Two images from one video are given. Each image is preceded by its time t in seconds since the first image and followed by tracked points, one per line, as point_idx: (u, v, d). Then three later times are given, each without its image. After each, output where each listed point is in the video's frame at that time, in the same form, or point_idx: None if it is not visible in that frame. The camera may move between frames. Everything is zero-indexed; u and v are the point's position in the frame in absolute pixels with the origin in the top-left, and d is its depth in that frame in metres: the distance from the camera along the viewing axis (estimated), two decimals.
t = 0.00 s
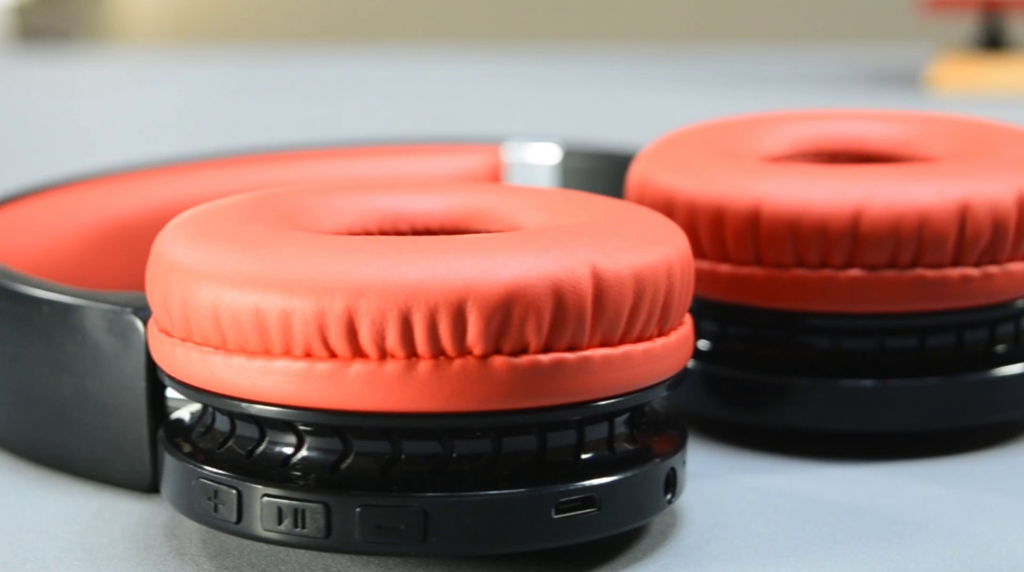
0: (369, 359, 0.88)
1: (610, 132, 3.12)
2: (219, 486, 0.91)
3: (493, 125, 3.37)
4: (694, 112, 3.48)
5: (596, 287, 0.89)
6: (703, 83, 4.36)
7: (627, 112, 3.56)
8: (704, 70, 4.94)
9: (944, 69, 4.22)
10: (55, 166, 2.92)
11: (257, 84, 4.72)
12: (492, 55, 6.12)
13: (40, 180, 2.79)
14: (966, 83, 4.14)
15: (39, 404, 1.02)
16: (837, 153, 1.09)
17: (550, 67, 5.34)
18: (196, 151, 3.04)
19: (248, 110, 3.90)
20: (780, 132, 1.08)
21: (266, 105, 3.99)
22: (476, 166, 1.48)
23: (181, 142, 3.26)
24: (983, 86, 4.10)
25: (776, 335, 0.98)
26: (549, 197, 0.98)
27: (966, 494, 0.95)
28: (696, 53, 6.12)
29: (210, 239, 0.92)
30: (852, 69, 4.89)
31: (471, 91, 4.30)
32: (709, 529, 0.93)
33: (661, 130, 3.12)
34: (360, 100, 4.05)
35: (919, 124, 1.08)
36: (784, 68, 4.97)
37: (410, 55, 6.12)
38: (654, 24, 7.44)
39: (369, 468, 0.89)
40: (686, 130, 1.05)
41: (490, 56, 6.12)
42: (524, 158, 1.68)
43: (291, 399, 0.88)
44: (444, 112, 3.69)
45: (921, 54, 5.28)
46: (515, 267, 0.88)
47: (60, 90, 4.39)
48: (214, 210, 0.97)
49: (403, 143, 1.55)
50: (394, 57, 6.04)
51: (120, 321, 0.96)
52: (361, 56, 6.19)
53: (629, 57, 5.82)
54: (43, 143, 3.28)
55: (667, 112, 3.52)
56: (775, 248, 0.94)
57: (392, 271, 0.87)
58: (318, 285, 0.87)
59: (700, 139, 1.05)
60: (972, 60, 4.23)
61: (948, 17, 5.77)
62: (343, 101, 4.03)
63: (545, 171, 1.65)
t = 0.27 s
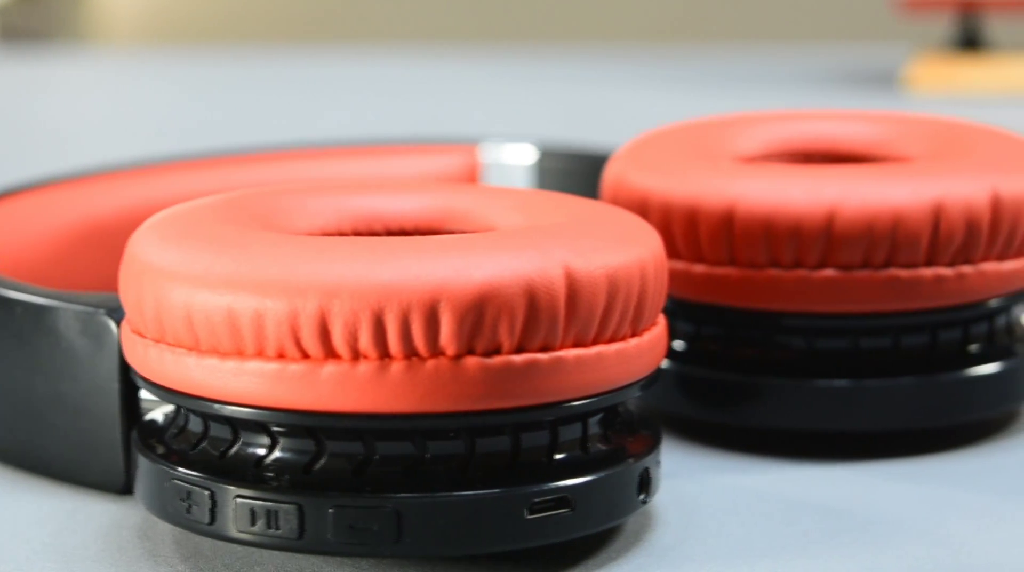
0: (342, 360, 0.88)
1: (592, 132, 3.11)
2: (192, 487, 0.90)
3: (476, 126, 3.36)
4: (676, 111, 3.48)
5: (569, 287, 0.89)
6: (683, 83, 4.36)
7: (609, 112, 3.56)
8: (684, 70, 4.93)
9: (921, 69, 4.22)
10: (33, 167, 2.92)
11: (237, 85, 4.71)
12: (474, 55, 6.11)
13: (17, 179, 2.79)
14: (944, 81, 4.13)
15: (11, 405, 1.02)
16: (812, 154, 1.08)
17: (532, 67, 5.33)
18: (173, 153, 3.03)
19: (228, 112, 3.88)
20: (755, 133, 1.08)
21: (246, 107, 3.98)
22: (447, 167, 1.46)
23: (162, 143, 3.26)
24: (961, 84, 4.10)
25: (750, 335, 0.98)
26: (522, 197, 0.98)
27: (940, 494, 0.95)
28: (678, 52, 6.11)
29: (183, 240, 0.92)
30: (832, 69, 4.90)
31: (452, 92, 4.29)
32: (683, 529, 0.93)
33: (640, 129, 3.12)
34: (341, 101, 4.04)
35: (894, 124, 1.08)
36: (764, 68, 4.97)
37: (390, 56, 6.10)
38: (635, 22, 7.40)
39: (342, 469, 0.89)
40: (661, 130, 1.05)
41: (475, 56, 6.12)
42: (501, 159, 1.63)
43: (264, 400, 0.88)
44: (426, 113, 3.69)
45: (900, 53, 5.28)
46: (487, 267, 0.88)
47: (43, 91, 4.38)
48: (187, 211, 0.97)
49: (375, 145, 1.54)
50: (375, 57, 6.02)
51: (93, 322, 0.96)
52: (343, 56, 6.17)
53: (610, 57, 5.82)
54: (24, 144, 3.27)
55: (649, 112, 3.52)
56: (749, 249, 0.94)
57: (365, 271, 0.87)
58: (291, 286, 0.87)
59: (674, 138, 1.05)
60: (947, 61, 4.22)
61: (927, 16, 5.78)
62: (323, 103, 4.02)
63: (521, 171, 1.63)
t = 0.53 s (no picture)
0: (309, 360, 0.88)
1: (568, 133, 3.11)
2: (159, 489, 0.90)
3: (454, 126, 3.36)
4: (653, 112, 3.48)
5: (536, 287, 0.89)
6: (660, 83, 4.36)
7: (587, 112, 3.56)
8: (662, 70, 4.93)
9: (890, 69, 4.23)
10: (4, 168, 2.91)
11: (215, 85, 4.69)
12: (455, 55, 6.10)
13: None
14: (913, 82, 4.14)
15: None
16: (781, 153, 1.08)
17: (511, 67, 5.32)
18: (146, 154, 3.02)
19: (205, 112, 3.87)
20: (724, 132, 1.08)
21: (223, 108, 3.97)
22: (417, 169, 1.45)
23: (136, 143, 3.25)
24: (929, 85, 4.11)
25: (719, 335, 0.98)
26: (491, 197, 0.98)
27: (907, 493, 0.95)
28: (658, 52, 6.11)
29: (151, 241, 0.92)
30: (809, 69, 4.90)
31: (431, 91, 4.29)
32: (651, 529, 0.93)
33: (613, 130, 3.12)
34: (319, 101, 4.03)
35: (863, 123, 1.08)
36: (742, 68, 4.97)
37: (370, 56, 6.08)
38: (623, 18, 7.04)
39: (309, 470, 0.89)
40: (630, 130, 1.05)
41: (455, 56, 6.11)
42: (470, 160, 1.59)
43: (232, 401, 0.88)
44: (404, 113, 3.68)
45: (878, 53, 5.29)
46: (455, 267, 0.88)
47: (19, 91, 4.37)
48: (155, 211, 0.97)
49: (345, 146, 1.52)
50: (355, 57, 6.00)
51: (61, 323, 0.96)
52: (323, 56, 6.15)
53: (590, 57, 5.81)
54: None
55: (626, 112, 3.52)
56: (717, 249, 0.94)
57: (333, 272, 0.87)
58: (258, 287, 0.87)
59: (643, 138, 1.04)
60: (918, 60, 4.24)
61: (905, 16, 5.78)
62: (301, 103, 4.01)
63: (492, 171, 1.61)
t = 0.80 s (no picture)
0: (276, 361, 0.87)
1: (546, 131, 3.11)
2: (126, 490, 0.90)
3: (434, 125, 3.36)
4: (631, 112, 3.49)
5: (503, 288, 0.89)
6: (638, 83, 4.37)
7: (565, 111, 3.56)
8: (642, 70, 4.94)
9: (863, 69, 4.22)
10: None
11: (193, 85, 4.67)
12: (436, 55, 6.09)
13: None
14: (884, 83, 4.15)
15: None
16: (749, 153, 1.08)
17: (491, 66, 5.31)
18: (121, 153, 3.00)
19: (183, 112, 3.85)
20: (693, 132, 1.08)
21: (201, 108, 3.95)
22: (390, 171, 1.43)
23: (112, 143, 3.24)
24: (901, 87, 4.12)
25: (688, 335, 0.98)
26: (459, 197, 0.98)
27: (875, 493, 0.96)
28: (639, 52, 6.11)
29: (118, 242, 0.91)
30: (788, 69, 4.91)
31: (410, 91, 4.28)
32: (619, 530, 0.93)
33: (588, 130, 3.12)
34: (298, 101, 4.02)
35: (831, 123, 1.08)
36: (721, 68, 4.98)
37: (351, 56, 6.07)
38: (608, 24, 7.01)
39: (277, 471, 0.89)
40: (599, 130, 1.05)
41: (436, 57, 6.10)
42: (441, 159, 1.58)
43: (198, 403, 0.88)
44: (384, 112, 3.67)
45: (858, 52, 5.30)
46: (422, 268, 0.88)
47: None
48: (122, 213, 0.96)
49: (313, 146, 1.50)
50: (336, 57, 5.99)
51: (29, 324, 0.97)
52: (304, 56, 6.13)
53: (570, 56, 5.81)
54: None
55: (605, 112, 3.53)
56: (685, 249, 0.94)
57: (299, 273, 0.87)
58: (225, 288, 0.87)
59: (612, 138, 1.04)
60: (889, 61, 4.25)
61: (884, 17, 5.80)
62: (280, 103, 3.99)
63: (463, 171, 1.61)
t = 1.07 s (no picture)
0: (241, 363, 0.87)
1: (519, 132, 3.09)
2: (91, 492, 0.90)
3: (409, 125, 3.34)
4: (607, 112, 3.48)
5: (469, 289, 0.89)
6: (613, 84, 4.36)
7: (541, 111, 3.55)
8: (618, 70, 4.92)
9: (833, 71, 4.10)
10: None
11: (167, 84, 4.64)
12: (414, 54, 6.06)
13: None
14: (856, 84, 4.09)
15: None
16: (716, 154, 1.08)
17: (468, 65, 5.28)
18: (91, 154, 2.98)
19: (157, 112, 3.82)
20: (661, 133, 1.08)
21: (175, 107, 3.92)
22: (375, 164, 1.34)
23: (80, 142, 3.20)
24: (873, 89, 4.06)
25: (655, 335, 0.98)
26: (425, 198, 0.98)
27: (842, 492, 0.96)
28: (617, 51, 6.09)
29: (83, 243, 0.91)
30: (763, 70, 4.91)
31: (386, 91, 4.26)
32: (585, 530, 0.93)
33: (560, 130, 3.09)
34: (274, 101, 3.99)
35: (798, 125, 1.08)
36: (696, 68, 4.96)
37: (328, 55, 6.03)
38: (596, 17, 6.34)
39: (243, 472, 0.89)
40: (567, 131, 1.05)
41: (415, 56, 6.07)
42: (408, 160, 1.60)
43: (163, 404, 0.88)
44: (360, 112, 3.65)
45: (834, 52, 5.29)
46: (387, 269, 0.88)
47: None
48: (88, 214, 0.96)
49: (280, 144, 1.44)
50: (312, 56, 5.96)
51: None
52: (279, 55, 6.08)
53: (548, 56, 5.79)
54: None
55: (580, 112, 3.52)
56: (652, 249, 0.94)
57: (264, 274, 0.87)
58: (190, 289, 0.87)
59: (580, 139, 1.04)
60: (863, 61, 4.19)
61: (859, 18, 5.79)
62: (256, 103, 3.97)
63: (430, 171, 1.61)
